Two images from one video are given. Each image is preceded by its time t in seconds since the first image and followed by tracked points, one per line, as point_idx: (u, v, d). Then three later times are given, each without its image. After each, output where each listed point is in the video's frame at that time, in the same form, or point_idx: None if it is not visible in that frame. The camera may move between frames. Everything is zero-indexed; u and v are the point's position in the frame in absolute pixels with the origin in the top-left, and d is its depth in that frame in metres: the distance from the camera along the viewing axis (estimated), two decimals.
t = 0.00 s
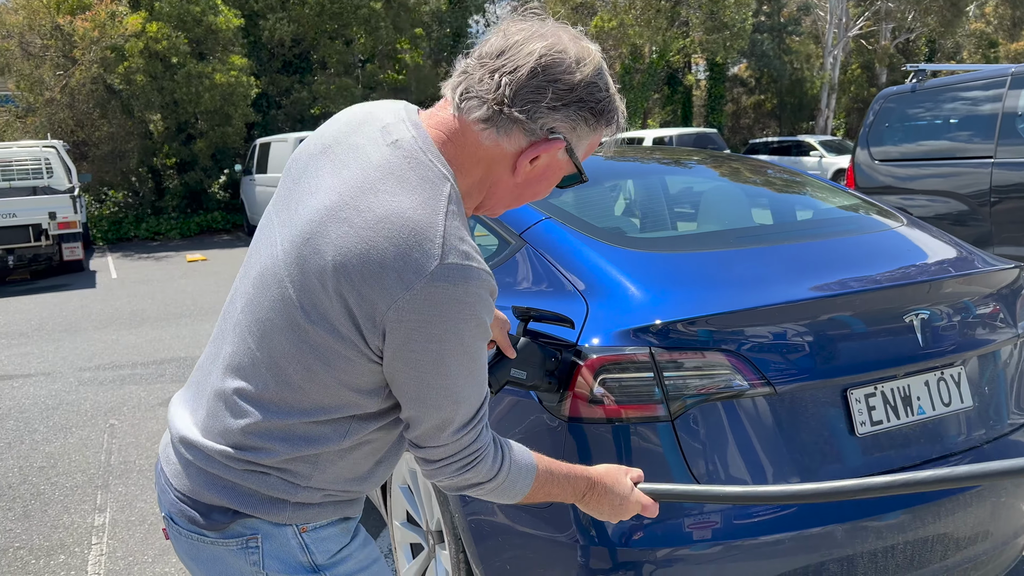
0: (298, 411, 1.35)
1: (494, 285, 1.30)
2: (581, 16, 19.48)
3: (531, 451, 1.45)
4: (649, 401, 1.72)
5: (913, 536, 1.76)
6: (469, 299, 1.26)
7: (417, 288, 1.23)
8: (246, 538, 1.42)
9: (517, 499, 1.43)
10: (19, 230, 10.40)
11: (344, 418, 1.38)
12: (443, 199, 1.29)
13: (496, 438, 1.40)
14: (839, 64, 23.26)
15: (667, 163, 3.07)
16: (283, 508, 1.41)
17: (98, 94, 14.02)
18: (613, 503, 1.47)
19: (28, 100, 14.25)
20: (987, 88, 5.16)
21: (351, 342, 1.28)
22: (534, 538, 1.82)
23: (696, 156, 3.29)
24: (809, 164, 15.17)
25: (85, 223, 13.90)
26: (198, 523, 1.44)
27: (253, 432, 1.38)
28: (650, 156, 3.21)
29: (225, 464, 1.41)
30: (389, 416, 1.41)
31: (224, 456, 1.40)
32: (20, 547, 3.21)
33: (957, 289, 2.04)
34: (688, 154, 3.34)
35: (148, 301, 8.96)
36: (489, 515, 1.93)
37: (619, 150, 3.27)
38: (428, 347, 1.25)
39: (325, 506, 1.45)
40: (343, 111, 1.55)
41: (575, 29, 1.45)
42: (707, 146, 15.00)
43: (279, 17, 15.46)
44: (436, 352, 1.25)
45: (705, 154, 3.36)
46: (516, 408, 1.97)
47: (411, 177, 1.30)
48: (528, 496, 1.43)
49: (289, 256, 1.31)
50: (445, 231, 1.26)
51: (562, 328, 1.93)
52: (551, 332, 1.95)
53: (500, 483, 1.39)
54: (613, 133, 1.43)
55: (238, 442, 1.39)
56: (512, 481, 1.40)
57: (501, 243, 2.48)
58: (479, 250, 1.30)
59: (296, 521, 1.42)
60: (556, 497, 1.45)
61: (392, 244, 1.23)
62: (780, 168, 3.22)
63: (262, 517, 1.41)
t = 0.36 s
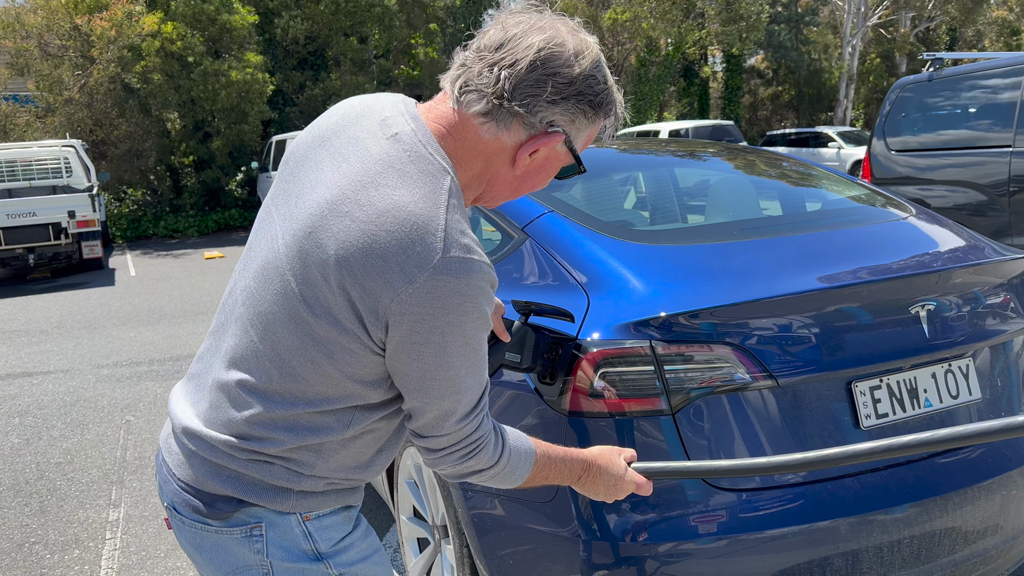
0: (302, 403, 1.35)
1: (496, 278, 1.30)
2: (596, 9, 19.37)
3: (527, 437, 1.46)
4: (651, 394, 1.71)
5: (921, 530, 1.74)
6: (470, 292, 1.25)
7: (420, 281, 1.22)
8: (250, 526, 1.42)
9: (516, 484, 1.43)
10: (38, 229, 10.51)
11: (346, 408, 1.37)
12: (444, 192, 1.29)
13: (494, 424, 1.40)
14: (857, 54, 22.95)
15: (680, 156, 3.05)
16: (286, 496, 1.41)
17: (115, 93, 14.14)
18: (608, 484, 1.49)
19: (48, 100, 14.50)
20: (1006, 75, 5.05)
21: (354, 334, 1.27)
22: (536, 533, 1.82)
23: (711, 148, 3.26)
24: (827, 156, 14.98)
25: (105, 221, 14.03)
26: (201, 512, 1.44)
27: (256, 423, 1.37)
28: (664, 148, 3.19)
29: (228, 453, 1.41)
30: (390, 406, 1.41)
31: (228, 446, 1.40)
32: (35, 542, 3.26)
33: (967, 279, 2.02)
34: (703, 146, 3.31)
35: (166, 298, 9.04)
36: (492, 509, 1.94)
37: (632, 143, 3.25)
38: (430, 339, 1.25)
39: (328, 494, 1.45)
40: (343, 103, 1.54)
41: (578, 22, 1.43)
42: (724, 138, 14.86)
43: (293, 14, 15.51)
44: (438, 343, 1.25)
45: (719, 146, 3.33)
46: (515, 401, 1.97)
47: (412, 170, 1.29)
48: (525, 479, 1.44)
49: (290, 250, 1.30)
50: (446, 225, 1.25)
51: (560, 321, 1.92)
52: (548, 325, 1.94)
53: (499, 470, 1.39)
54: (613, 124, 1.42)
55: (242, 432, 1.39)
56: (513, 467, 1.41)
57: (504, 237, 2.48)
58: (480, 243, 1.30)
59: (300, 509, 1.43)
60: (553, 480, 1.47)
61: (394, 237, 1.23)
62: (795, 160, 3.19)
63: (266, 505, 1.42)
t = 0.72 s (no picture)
0: (302, 402, 1.35)
1: (495, 280, 1.30)
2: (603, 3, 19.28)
3: (530, 445, 1.46)
4: (655, 390, 1.70)
5: (928, 525, 1.73)
6: (468, 295, 1.25)
7: (418, 281, 1.21)
8: (249, 524, 1.43)
9: (517, 493, 1.43)
10: (50, 229, 10.59)
11: (345, 408, 1.37)
12: (445, 193, 1.28)
13: (495, 433, 1.40)
14: (867, 45, 22.78)
15: (689, 149, 3.03)
16: (283, 495, 1.42)
17: (124, 93, 14.14)
18: (612, 497, 1.49)
19: (58, 100, 14.52)
20: (1017, 64, 4.98)
21: (351, 334, 1.27)
22: (540, 529, 1.82)
23: (720, 142, 3.24)
24: (837, 148, 14.87)
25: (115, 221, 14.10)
26: (201, 508, 1.45)
27: (255, 421, 1.38)
28: (673, 141, 3.17)
29: (228, 451, 1.41)
30: (390, 408, 1.41)
31: (227, 443, 1.41)
32: (46, 540, 3.29)
33: (976, 271, 2.00)
34: (712, 140, 3.29)
35: (176, 296, 9.07)
36: (496, 505, 1.94)
37: (641, 137, 3.23)
38: (428, 341, 1.24)
39: (327, 493, 1.45)
40: (349, 100, 1.54)
41: (587, 24, 1.42)
42: (733, 131, 14.76)
43: (301, 12, 15.53)
44: (435, 346, 1.24)
45: (728, 139, 3.31)
46: (518, 397, 1.97)
47: (413, 170, 1.28)
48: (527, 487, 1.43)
49: (291, 246, 1.30)
50: (446, 226, 1.25)
51: (564, 317, 1.92)
52: (552, 321, 1.94)
53: (499, 477, 1.39)
54: (620, 130, 1.42)
55: (241, 429, 1.39)
56: (513, 475, 1.40)
57: (508, 233, 2.48)
58: (480, 244, 1.29)
59: (298, 508, 1.43)
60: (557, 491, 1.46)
61: (393, 237, 1.22)
62: (805, 153, 3.17)
63: (265, 503, 1.42)
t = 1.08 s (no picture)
0: (305, 396, 1.35)
1: (499, 275, 1.29)
2: None
3: (533, 439, 1.45)
4: (659, 384, 1.69)
5: (935, 519, 1.72)
6: (471, 289, 1.24)
7: (420, 276, 1.21)
8: (254, 516, 1.42)
9: (520, 486, 1.42)
10: (58, 227, 10.63)
11: (350, 402, 1.37)
12: (449, 187, 1.27)
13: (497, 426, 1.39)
14: (874, 36, 22.63)
15: (695, 143, 3.01)
16: (288, 488, 1.41)
17: (131, 91, 14.14)
18: (615, 490, 1.49)
19: (64, 98, 14.48)
20: None
21: (353, 328, 1.26)
22: (544, 525, 1.81)
23: (725, 135, 3.22)
24: (844, 141, 14.80)
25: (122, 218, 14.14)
26: (207, 501, 1.45)
27: (259, 414, 1.37)
28: (679, 135, 3.16)
29: (233, 443, 1.41)
30: (394, 402, 1.40)
31: (232, 435, 1.41)
32: (54, 537, 3.30)
33: (983, 262, 1.98)
34: (717, 132, 3.27)
35: (183, 293, 9.10)
36: (500, 499, 1.93)
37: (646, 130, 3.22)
38: (431, 335, 1.23)
39: (332, 487, 1.45)
40: (357, 93, 1.53)
41: (596, 16, 1.41)
42: (740, 124, 14.69)
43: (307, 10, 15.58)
44: (437, 340, 1.24)
45: (733, 132, 3.29)
46: (521, 392, 1.97)
47: (417, 163, 1.28)
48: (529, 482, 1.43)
49: (294, 239, 1.30)
50: (450, 221, 1.24)
51: (567, 312, 1.91)
52: (556, 316, 1.94)
53: (501, 474, 1.39)
54: (628, 123, 1.40)
55: (246, 423, 1.39)
56: (516, 470, 1.40)
57: (512, 228, 2.47)
58: (483, 238, 1.28)
59: (303, 501, 1.43)
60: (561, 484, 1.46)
61: (395, 231, 1.21)
62: (811, 146, 3.14)
63: (270, 496, 1.42)
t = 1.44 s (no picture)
0: (313, 394, 1.34)
1: (508, 277, 1.28)
2: None
3: (536, 437, 1.45)
4: (661, 379, 1.69)
5: (940, 514, 1.71)
6: (480, 292, 1.23)
7: (429, 277, 1.20)
8: (260, 512, 1.42)
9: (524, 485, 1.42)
10: (63, 224, 10.66)
11: (357, 400, 1.36)
12: (459, 187, 1.26)
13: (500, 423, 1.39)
14: (879, 29, 22.50)
15: (698, 137, 3.00)
16: (294, 484, 1.41)
17: (134, 88, 14.12)
18: (619, 487, 1.48)
19: (68, 96, 14.48)
20: None
21: (361, 326, 1.26)
22: (547, 521, 1.81)
23: (729, 129, 3.21)
24: (849, 134, 14.74)
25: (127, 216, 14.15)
26: (213, 495, 1.45)
27: (265, 411, 1.37)
28: (682, 129, 3.14)
29: (239, 438, 1.41)
30: (401, 399, 1.40)
31: (239, 431, 1.40)
32: (58, 534, 3.31)
33: (988, 256, 1.97)
34: (721, 127, 3.26)
35: (187, 290, 9.11)
36: (502, 496, 1.93)
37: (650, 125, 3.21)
38: (438, 335, 1.23)
39: (338, 484, 1.45)
40: (370, 89, 1.52)
41: (615, 21, 1.40)
42: (744, 118, 14.63)
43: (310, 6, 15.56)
44: (444, 341, 1.23)
45: (738, 126, 3.28)
46: (523, 388, 1.97)
47: (428, 163, 1.27)
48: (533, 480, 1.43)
49: (304, 237, 1.29)
50: (460, 222, 1.23)
51: (569, 308, 1.91)
52: (557, 312, 1.93)
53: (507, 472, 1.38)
54: (643, 131, 1.38)
55: (252, 418, 1.39)
56: (520, 469, 1.39)
57: (514, 223, 2.46)
58: (492, 240, 1.27)
59: (310, 497, 1.42)
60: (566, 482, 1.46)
61: (405, 231, 1.21)
62: (815, 140, 3.13)
63: (277, 492, 1.41)
